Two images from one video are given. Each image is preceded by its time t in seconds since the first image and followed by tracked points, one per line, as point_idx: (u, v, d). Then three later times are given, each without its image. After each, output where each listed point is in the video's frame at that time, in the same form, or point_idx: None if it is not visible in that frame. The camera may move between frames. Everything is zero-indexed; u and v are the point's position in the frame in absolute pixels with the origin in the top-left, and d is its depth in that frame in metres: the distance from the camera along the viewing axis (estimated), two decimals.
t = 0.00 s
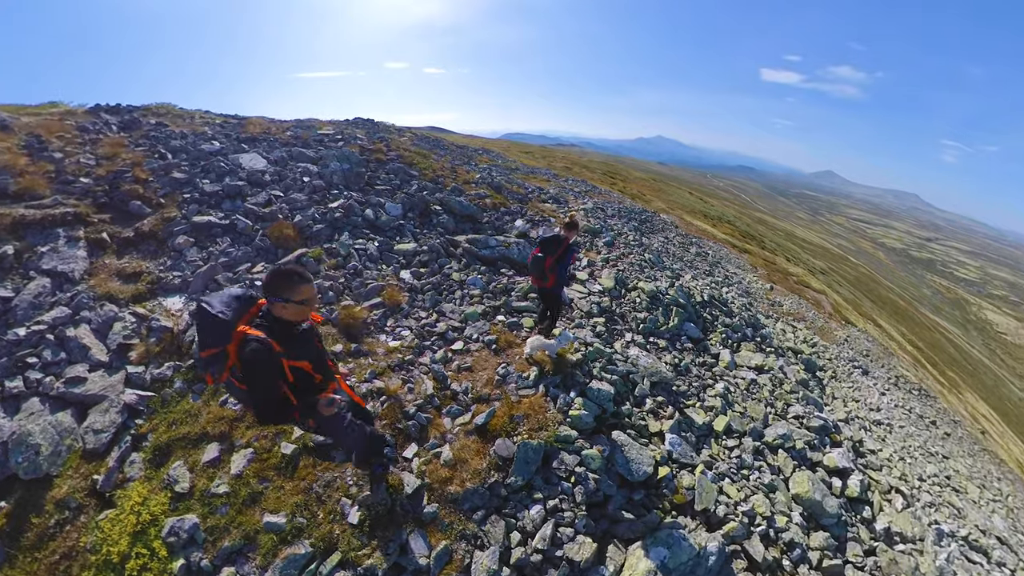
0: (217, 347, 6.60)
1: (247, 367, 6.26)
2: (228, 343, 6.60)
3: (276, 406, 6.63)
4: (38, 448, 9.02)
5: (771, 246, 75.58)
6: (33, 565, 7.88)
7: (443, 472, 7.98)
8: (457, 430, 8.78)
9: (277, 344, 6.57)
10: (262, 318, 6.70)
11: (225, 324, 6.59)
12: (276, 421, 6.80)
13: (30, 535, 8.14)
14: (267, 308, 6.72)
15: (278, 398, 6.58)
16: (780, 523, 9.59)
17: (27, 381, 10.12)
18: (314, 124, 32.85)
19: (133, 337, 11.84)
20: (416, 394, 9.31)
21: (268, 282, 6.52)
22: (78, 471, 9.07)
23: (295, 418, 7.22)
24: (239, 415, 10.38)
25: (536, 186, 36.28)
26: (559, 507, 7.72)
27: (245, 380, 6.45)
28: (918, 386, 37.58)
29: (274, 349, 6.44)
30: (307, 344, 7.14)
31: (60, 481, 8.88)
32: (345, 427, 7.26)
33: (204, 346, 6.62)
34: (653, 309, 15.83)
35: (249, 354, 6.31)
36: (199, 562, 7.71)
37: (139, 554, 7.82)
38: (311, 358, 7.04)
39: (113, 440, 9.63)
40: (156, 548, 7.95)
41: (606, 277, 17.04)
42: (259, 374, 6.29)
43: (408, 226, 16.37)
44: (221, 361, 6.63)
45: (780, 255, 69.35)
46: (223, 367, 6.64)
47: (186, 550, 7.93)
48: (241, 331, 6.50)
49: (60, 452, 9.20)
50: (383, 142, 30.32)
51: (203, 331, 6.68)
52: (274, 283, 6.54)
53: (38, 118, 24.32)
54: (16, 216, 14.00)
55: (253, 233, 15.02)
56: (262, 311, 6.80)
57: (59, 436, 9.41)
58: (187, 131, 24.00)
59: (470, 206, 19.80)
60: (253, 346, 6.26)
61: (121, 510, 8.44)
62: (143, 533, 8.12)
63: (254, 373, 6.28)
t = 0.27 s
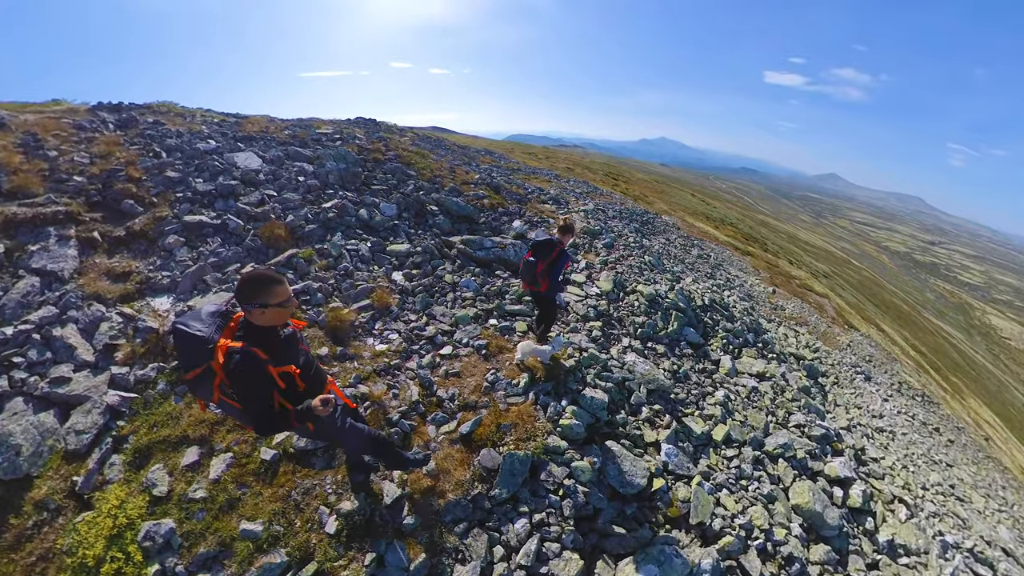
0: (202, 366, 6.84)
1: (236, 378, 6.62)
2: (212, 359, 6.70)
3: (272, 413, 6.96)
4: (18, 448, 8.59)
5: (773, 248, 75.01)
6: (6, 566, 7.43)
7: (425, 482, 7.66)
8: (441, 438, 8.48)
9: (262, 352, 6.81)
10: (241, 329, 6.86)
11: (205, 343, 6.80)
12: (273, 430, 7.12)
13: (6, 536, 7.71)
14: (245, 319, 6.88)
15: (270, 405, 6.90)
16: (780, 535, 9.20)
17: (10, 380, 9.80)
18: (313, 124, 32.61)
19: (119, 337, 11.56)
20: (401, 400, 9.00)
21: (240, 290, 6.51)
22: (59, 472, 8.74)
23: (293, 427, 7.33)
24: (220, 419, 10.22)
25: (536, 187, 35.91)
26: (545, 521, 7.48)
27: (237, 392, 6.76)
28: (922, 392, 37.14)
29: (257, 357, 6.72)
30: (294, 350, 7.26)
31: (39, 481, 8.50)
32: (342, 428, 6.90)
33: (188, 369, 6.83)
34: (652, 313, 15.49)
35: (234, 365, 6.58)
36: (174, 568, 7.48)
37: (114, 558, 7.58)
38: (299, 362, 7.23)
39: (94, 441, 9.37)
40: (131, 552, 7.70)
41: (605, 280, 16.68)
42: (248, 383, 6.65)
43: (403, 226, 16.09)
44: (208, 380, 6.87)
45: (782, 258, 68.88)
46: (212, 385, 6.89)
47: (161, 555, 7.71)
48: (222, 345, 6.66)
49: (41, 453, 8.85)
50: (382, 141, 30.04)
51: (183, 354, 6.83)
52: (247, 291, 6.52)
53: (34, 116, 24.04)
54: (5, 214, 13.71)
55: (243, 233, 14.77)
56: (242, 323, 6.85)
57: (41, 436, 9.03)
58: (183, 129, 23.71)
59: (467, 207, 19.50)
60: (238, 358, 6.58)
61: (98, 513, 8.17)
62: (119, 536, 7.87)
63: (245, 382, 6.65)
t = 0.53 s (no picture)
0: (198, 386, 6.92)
1: (234, 390, 6.87)
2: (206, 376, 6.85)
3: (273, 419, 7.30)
4: None
5: (776, 251, 74.43)
6: None
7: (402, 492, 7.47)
8: (422, 446, 8.21)
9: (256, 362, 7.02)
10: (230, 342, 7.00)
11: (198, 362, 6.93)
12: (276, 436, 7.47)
13: None
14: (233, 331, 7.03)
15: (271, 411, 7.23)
16: (781, 552, 8.84)
17: None
18: (312, 123, 32.31)
19: (102, 336, 11.22)
20: (382, 405, 8.78)
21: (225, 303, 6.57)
22: (34, 471, 8.47)
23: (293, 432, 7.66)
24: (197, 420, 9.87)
25: (536, 187, 35.52)
26: (528, 536, 7.14)
27: (237, 403, 7.03)
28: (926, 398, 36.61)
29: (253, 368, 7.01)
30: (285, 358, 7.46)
31: (14, 481, 8.24)
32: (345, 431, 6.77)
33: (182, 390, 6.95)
34: (651, 316, 15.10)
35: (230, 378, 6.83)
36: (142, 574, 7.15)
37: (82, 561, 7.25)
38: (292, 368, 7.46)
39: (72, 440, 9.05)
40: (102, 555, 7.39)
41: (602, 281, 16.31)
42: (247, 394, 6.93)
43: (396, 226, 15.75)
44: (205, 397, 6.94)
45: (785, 261, 68.37)
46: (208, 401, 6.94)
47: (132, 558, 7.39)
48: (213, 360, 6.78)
49: (18, 451, 8.61)
50: (380, 140, 29.71)
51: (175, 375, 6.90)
52: (232, 304, 6.60)
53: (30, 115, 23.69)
54: None
55: (233, 231, 14.44)
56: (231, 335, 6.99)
57: (19, 435, 8.82)
58: (179, 126, 23.39)
59: (463, 206, 19.14)
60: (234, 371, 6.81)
61: (70, 514, 7.82)
62: (89, 538, 7.53)
63: (244, 393, 6.93)
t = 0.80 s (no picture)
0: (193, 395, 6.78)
1: (229, 398, 6.66)
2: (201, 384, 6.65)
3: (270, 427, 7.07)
4: None
5: (780, 252, 73.58)
6: None
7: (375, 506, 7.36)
8: (398, 459, 7.99)
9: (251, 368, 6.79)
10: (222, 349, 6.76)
11: (193, 370, 6.78)
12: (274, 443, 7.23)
13: None
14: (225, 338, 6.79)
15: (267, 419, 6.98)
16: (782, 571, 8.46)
17: None
18: (309, 126, 31.98)
19: (89, 342, 10.95)
20: (361, 415, 8.55)
21: (216, 309, 6.35)
22: (16, 476, 8.26)
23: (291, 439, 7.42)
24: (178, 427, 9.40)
25: (535, 189, 35.05)
26: (506, 555, 6.90)
27: (232, 411, 6.80)
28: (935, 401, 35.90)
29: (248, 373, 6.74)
30: (280, 364, 7.23)
31: None
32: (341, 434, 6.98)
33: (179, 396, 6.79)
34: (648, 321, 14.68)
35: (225, 384, 6.58)
36: None
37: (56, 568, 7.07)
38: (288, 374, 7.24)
39: (54, 446, 8.84)
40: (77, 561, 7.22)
41: (598, 285, 15.88)
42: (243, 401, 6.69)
43: (387, 229, 15.41)
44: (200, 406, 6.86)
45: (790, 262, 67.53)
46: (204, 410, 6.85)
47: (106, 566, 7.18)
48: (207, 367, 6.56)
49: None
50: (377, 143, 29.36)
51: (172, 385, 6.80)
52: (224, 310, 6.38)
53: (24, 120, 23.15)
54: None
55: (222, 236, 13.95)
56: (224, 342, 6.76)
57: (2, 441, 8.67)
58: (174, 129, 23.05)
59: (458, 209, 18.74)
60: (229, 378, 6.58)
61: (48, 520, 7.64)
62: (66, 544, 7.37)
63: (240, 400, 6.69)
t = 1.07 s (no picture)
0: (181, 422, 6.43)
1: (223, 425, 6.05)
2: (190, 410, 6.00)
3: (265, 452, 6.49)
4: None
5: (783, 254, 72.91)
6: None
7: (355, 533, 7.08)
8: (381, 483, 7.67)
9: (246, 393, 6.14)
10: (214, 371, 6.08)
11: (183, 397, 6.40)
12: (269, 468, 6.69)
13: None
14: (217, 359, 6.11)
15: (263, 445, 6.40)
16: None
17: None
18: (306, 128, 31.57)
19: (71, 356, 10.57)
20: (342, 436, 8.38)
21: (208, 331, 5.65)
22: None
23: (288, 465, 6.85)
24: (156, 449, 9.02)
25: (535, 191, 34.55)
26: None
27: (225, 438, 6.19)
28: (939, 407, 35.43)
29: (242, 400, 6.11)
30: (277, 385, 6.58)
31: None
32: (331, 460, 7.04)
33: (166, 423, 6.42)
34: (648, 332, 14.26)
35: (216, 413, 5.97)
36: None
37: None
38: (286, 396, 6.61)
39: (31, 466, 8.51)
40: None
41: (597, 293, 15.42)
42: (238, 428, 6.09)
43: (380, 236, 15.01)
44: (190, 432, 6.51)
45: (792, 264, 67.02)
46: (194, 437, 6.53)
47: None
48: (198, 392, 5.95)
49: None
50: (374, 145, 28.95)
51: (159, 411, 6.43)
52: (217, 332, 5.68)
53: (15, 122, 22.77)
54: None
55: (210, 244, 13.56)
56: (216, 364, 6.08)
57: None
58: (166, 130, 22.58)
59: (454, 213, 18.32)
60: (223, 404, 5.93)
61: (24, 542, 7.37)
62: (38, 570, 7.04)
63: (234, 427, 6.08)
